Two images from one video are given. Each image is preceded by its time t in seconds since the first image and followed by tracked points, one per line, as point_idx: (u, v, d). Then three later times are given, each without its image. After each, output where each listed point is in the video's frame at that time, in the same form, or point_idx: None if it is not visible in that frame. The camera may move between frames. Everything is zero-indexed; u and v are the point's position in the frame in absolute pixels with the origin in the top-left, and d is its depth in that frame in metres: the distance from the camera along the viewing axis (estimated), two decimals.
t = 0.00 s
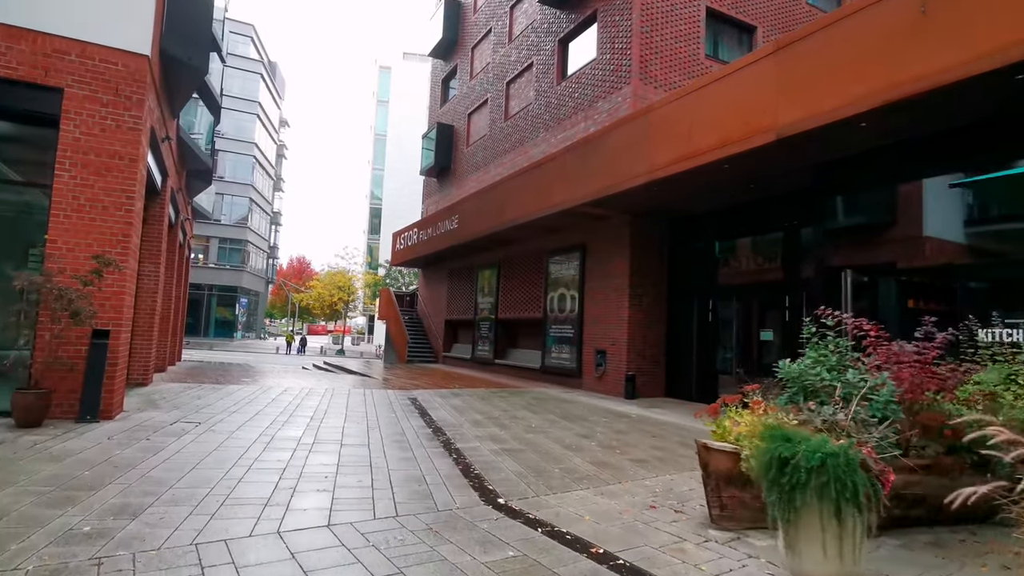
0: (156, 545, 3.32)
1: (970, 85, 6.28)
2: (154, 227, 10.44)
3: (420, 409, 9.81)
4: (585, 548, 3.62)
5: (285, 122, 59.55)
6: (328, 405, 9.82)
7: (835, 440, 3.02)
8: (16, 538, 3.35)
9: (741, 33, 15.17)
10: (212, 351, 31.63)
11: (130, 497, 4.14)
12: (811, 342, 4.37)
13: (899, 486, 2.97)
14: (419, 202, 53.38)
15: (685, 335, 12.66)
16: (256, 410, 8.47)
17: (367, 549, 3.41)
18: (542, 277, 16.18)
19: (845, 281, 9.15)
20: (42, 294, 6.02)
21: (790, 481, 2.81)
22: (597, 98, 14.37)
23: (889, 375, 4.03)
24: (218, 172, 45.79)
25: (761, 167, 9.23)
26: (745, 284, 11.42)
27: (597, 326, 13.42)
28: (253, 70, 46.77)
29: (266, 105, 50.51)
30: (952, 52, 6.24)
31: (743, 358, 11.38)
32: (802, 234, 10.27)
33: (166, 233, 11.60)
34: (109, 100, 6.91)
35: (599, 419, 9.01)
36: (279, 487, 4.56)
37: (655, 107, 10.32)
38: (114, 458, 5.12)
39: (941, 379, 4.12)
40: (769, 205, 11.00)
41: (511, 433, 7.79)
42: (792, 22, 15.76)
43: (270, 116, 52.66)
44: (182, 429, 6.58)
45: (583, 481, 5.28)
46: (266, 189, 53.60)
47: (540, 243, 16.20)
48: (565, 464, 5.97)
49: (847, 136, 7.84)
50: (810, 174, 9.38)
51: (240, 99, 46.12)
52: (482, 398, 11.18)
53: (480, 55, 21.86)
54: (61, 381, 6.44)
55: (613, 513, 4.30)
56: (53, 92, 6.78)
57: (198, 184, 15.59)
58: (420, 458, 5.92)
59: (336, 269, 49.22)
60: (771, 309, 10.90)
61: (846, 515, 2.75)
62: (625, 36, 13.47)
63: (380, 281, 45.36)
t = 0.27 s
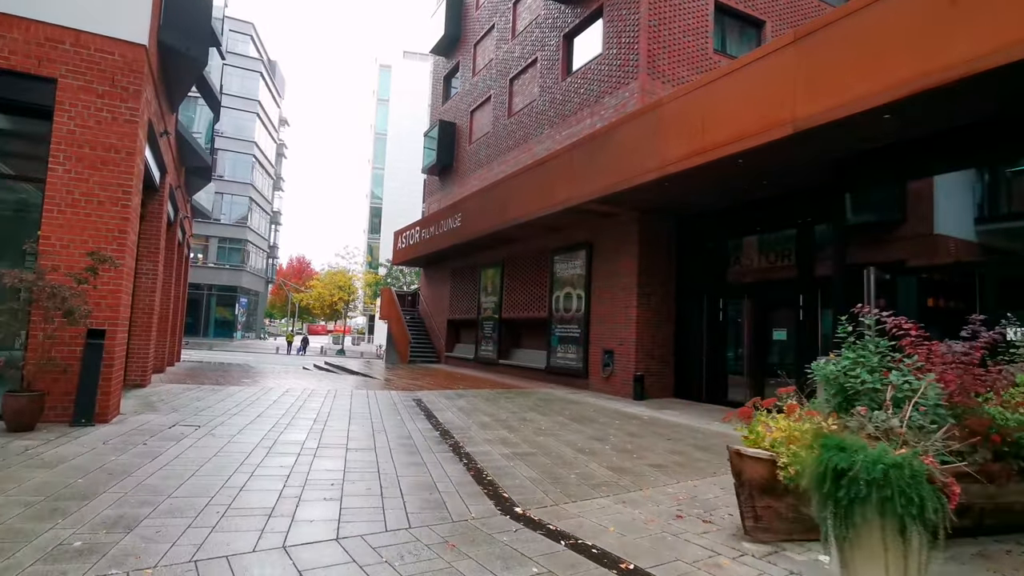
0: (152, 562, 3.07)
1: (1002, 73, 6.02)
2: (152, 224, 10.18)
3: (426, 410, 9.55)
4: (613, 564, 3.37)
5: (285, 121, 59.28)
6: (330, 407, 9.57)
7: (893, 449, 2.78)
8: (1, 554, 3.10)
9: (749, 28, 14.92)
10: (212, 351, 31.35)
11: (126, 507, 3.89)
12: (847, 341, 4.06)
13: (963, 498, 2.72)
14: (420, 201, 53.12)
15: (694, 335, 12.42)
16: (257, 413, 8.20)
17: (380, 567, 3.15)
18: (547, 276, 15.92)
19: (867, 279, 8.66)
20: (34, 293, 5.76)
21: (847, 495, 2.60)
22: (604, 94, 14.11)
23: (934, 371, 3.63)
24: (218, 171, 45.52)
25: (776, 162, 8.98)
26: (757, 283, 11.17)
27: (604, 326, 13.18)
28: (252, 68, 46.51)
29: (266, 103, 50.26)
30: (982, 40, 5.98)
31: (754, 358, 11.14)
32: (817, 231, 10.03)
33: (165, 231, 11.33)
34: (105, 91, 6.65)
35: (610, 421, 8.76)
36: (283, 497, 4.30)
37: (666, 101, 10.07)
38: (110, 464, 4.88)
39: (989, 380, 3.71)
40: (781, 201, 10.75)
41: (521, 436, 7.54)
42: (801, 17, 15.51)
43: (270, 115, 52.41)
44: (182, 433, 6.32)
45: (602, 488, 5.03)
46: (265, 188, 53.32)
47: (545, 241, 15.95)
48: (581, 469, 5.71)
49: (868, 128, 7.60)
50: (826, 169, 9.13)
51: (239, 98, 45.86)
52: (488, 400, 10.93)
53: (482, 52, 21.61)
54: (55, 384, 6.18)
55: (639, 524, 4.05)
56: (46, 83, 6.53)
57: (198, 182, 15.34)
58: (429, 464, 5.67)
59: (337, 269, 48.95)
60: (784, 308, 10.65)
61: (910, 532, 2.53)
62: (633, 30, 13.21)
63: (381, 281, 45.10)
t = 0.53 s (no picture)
0: None
1: None
2: (151, 222, 9.95)
3: (433, 414, 9.30)
4: None
5: (286, 121, 59.10)
6: (335, 410, 9.35)
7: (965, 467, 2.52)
8: None
9: (759, 23, 14.66)
10: (214, 352, 31.16)
11: (121, 524, 3.65)
12: (891, 348, 3.91)
13: None
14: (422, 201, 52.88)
15: (704, 337, 12.16)
16: (261, 417, 7.98)
17: None
18: (553, 276, 15.68)
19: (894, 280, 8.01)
20: (26, 295, 5.51)
21: (915, 519, 2.39)
22: (611, 91, 13.86)
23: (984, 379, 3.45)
24: (219, 171, 45.33)
25: (793, 158, 8.73)
26: (770, 283, 10.92)
27: (613, 327, 12.94)
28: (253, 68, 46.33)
29: (267, 103, 50.08)
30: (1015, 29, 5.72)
31: (767, 360, 10.87)
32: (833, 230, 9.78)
33: (164, 230, 11.11)
34: (102, 85, 6.41)
35: (622, 426, 8.51)
36: (289, 511, 4.06)
37: (678, 96, 9.83)
38: (106, 474, 4.64)
39: None
40: (796, 200, 10.49)
41: (532, 442, 7.30)
42: (811, 12, 15.25)
43: (271, 115, 52.27)
44: (182, 440, 6.09)
45: (623, 499, 4.77)
46: (267, 188, 53.13)
47: (551, 241, 15.70)
48: (598, 478, 5.46)
49: (891, 123, 7.34)
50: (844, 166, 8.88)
51: (240, 97, 45.68)
52: (495, 403, 10.69)
53: (486, 49, 21.37)
54: (50, 388, 5.95)
55: (668, 541, 3.80)
56: (41, 76, 6.29)
57: (199, 181, 15.13)
58: (440, 473, 5.42)
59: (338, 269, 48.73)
60: (798, 308, 10.39)
61: (987, 559, 2.27)
62: (641, 25, 12.96)
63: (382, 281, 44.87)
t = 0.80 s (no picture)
0: None
1: None
2: (152, 218, 9.72)
3: (440, 415, 9.06)
4: None
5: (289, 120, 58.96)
6: (340, 411, 9.11)
7: None
8: None
9: (770, 17, 14.39)
10: (216, 352, 30.96)
11: (116, 534, 3.41)
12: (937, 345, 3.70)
13: None
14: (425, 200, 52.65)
15: (716, 336, 11.90)
16: (264, 418, 7.74)
17: None
18: (560, 275, 15.43)
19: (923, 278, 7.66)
20: (20, 290, 5.28)
21: (997, 535, 2.50)
22: (620, 85, 13.60)
23: None
24: (221, 170, 45.19)
25: (812, 152, 8.47)
26: (785, 281, 10.65)
27: (622, 326, 12.69)
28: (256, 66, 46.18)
29: (270, 102, 49.93)
30: None
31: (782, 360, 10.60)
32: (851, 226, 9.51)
33: (166, 227, 10.89)
34: (100, 73, 6.17)
35: (636, 427, 8.26)
36: (294, 519, 3.82)
37: (692, 89, 9.57)
38: (102, 479, 4.40)
39: None
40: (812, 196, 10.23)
41: (544, 444, 7.05)
42: (824, 5, 14.96)
43: (274, 113, 52.12)
44: (182, 442, 5.85)
45: (645, 505, 4.53)
46: (270, 187, 52.98)
47: (558, 239, 15.45)
48: (617, 483, 5.22)
49: (916, 114, 7.08)
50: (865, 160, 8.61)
51: (243, 96, 45.54)
52: (503, 404, 10.46)
53: (491, 45, 21.13)
54: (46, 388, 5.72)
55: (700, 552, 3.56)
56: (37, 64, 6.06)
57: (202, 177, 14.93)
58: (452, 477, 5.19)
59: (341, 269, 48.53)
60: (814, 307, 10.12)
61: None
62: (651, 18, 12.70)
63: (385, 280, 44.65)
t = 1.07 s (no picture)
0: None
1: None
2: (152, 217, 9.45)
3: (448, 419, 8.79)
4: None
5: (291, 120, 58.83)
6: (346, 415, 8.83)
7: None
8: None
9: (783, 10, 14.08)
10: (219, 353, 30.72)
11: (107, 555, 3.14)
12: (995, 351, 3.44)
13: None
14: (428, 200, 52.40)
15: (731, 337, 11.61)
16: (268, 423, 7.48)
17: None
18: (568, 274, 15.15)
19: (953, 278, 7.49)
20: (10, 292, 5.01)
21: None
22: (630, 81, 13.30)
23: None
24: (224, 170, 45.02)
25: (834, 146, 8.17)
26: (803, 281, 10.36)
27: (633, 326, 12.40)
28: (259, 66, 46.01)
29: (272, 102, 49.76)
30: None
31: (799, 361, 10.30)
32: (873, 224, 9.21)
33: (166, 227, 10.63)
34: (96, 65, 5.91)
35: (652, 432, 7.97)
36: (300, 537, 3.54)
37: (708, 82, 9.27)
38: (95, 493, 4.13)
39: None
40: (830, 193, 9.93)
41: (559, 451, 6.78)
42: None
43: (276, 113, 51.94)
44: (182, 449, 5.59)
45: (673, 519, 4.25)
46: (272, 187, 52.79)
47: (566, 238, 15.17)
48: (641, 494, 4.94)
49: (947, 105, 6.79)
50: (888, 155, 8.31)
51: (245, 96, 45.37)
52: (512, 407, 10.18)
53: (496, 42, 20.86)
54: (40, 394, 5.47)
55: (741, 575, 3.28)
56: (30, 55, 5.80)
57: (203, 176, 14.68)
58: (466, 488, 4.91)
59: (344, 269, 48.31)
60: (833, 307, 9.83)
61: None
62: (662, 11, 12.40)
63: (389, 281, 44.40)
